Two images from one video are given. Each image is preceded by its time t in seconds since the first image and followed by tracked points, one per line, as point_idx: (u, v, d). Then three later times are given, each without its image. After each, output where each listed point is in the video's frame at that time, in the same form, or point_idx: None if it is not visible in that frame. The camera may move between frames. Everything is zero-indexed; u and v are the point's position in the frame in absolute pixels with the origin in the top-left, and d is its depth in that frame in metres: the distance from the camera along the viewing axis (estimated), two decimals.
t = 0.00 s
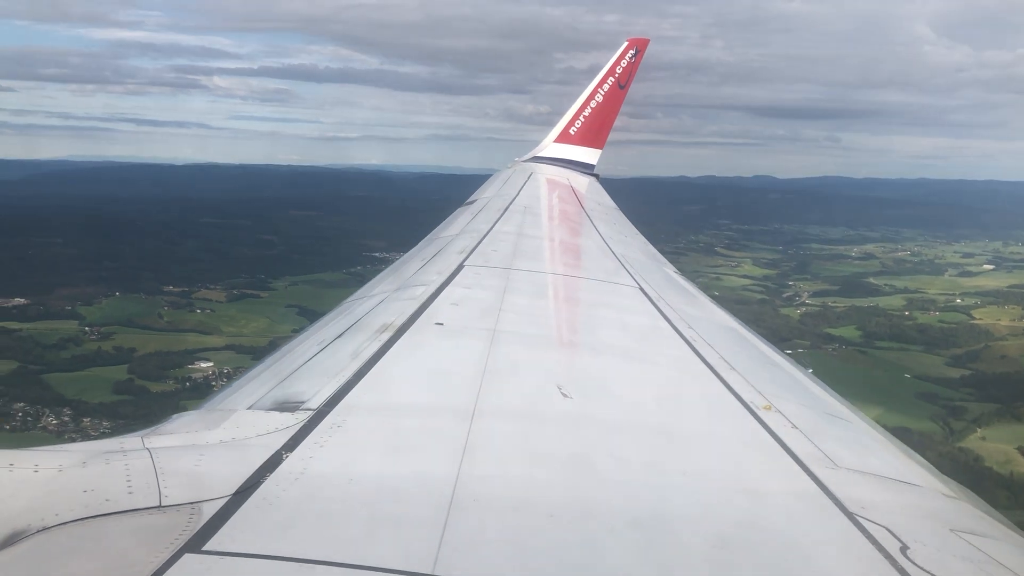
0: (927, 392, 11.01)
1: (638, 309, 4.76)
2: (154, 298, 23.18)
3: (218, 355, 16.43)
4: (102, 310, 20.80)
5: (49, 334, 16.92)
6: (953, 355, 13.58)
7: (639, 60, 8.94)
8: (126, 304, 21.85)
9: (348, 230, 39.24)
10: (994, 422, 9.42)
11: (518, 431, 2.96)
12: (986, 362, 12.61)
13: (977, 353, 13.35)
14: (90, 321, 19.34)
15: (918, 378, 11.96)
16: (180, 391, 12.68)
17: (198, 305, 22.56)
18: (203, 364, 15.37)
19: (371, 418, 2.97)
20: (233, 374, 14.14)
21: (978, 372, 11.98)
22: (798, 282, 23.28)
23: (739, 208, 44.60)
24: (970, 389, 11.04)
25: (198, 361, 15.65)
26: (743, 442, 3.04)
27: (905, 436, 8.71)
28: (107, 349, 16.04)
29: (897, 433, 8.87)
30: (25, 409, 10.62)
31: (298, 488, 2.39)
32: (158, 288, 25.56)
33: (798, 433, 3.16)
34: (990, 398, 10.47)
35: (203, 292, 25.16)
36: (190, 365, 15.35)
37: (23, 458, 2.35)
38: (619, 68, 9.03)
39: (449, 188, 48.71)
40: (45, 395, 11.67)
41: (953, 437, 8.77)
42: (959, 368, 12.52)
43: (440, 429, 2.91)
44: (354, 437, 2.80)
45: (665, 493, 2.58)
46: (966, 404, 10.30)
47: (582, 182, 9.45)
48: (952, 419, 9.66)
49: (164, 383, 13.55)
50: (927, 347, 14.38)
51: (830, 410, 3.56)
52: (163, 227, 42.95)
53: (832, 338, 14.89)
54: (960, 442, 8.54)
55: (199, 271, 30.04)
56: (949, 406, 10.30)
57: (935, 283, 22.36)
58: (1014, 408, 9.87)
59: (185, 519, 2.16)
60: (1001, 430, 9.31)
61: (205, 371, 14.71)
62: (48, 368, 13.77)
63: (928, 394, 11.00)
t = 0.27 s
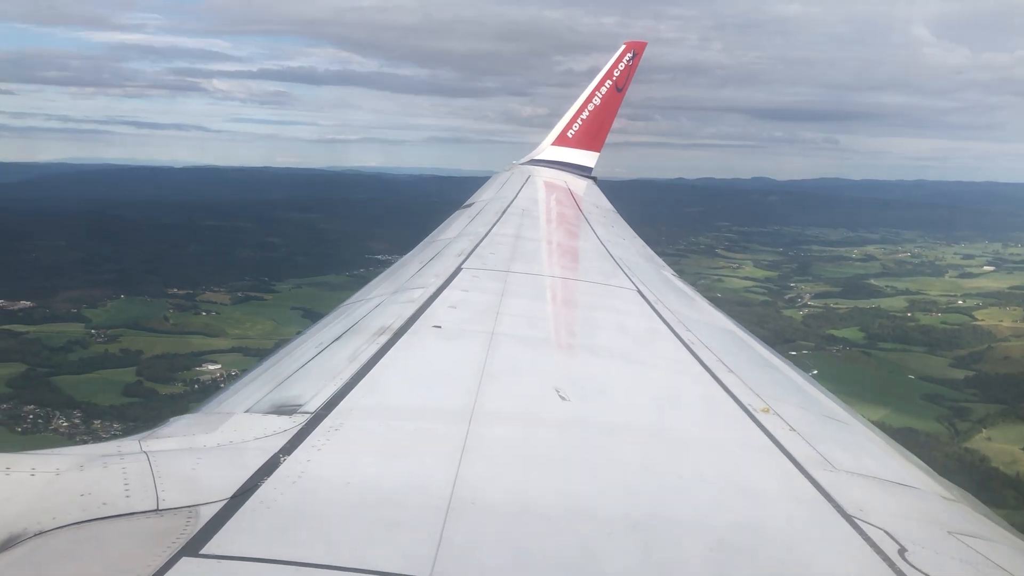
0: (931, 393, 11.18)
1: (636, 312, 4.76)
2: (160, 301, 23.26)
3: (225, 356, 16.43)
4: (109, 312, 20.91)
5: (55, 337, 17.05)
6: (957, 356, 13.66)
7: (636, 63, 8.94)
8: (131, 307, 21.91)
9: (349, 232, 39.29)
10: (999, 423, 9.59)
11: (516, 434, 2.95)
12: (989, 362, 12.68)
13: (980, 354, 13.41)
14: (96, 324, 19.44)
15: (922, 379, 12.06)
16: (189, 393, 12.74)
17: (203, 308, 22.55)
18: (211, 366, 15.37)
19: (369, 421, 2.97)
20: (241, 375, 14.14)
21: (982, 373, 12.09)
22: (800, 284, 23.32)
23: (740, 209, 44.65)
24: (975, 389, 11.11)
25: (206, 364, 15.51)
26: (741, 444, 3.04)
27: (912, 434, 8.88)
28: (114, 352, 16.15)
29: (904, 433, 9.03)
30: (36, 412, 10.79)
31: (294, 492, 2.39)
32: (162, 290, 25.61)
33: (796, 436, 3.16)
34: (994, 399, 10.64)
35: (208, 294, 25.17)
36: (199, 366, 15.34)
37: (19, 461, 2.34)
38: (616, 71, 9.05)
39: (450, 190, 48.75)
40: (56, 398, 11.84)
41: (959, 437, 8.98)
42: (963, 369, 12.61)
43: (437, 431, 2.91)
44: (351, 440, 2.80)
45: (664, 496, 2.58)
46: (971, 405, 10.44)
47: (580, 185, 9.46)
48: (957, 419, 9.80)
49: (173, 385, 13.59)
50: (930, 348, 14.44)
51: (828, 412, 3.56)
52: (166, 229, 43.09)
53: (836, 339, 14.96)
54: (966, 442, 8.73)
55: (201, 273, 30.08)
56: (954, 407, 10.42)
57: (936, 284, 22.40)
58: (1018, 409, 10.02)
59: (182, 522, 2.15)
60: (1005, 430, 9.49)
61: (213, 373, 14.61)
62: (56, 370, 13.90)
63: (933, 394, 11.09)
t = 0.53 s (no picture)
0: (937, 394, 11.26)
1: (636, 314, 4.76)
2: (166, 304, 23.37)
3: (234, 359, 16.47)
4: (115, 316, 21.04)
5: (63, 340, 17.19)
6: (961, 357, 13.70)
7: (635, 66, 8.96)
8: (138, 309, 22.02)
9: (352, 235, 39.39)
10: (1005, 424, 9.66)
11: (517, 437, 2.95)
12: (994, 364, 12.71)
13: (984, 355, 13.43)
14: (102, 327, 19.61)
15: (928, 381, 12.14)
16: (198, 395, 12.86)
17: (209, 311, 22.58)
18: (220, 368, 15.40)
19: (368, 424, 2.96)
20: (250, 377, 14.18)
21: (987, 374, 12.13)
22: (803, 286, 23.35)
23: (742, 212, 44.75)
24: (980, 391, 11.16)
25: (214, 368, 15.49)
26: (740, 447, 3.03)
27: (920, 435, 9.02)
28: (122, 356, 16.30)
29: (911, 434, 9.16)
30: (47, 416, 10.97)
31: (293, 495, 2.39)
32: (167, 293, 25.70)
33: (796, 438, 3.15)
34: (999, 400, 10.71)
35: (213, 297, 25.22)
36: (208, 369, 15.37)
37: (18, 465, 2.34)
38: (615, 74, 9.06)
39: (452, 192, 48.83)
40: (68, 402, 12.03)
41: (965, 438, 9.06)
42: (969, 370, 12.64)
43: (436, 435, 2.91)
44: (351, 443, 2.80)
45: (664, 498, 2.58)
46: (977, 406, 10.50)
47: (579, 188, 9.47)
48: (963, 420, 9.92)
49: (183, 388, 13.70)
50: (934, 350, 14.46)
51: (828, 415, 3.56)
52: (170, 232, 43.29)
53: (841, 341, 15.02)
54: (973, 443, 8.82)
55: (205, 277, 30.15)
56: (960, 408, 10.53)
57: (938, 286, 22.40)
58: None
59: (181, 526, 2.15)
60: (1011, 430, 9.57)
61: (223, 377, 14.55)
62: (65, 374, 14.05)
63: (940, 396, 11.17)
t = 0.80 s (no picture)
0: (946, 395, 11.28)
1: (637, 317, 4.77)
2: (175, 307, 23.45)
3: (244, 361, 16.53)
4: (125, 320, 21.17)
5: (74, 343, 17.33)
6: (968, 358, 13.70)
7: (636, 68, 8.98)
8: (146, 312, 22.15)
9: (356, 237, 39.45)
10: (1014, 424, 9.68)
11: (518, 439, 2.95)
12: (1000, 365, 12.72)
13: (991, 356, 13.43)
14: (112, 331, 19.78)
15: (935, 382, 12.16)
16: (210, 397, 12.96)
17: (217, 313, 22.63)
18: (231, 371, 15.46)
19: (370, 426, 2.97)
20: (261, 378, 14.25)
21: (994, 375, 12.13)
22: (807, 288, 23.38)
23: (745, 214, 44.76)
24: (988, 392, 11.18)
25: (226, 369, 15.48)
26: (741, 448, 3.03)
27: (929, 436, 9.07)
28: (133, 358, 16.40)
29: (921, 434, 9.21)
30: (62, 418, 11.09)
31: (296, 497, 2.39)
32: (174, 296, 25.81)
33: (797, 440, 3.16)
34: (1007, 401, 10.73)
35: (221, 299, 25.26)
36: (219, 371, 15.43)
37: (21, 467, 2.35)
38: (615, 77, 9.07)
39: (456, 195, 48.93)
40: (82, 404, 12.15)
41: (974, 439, 9.10)
42: (976, 371, 12.64)
43: (436, 437, 2.91)
44: (352, 444, 2.80)
45: (666, 501, 2.58)
46: (985, 407, 10.52)
47: (580, 190, 9.47)
48: (972, 421, 9.94)
49: (196, 390, 13.80)
50: (940, 351, 14.45)
51: (829, 416, 3.55)
52: (176, 235, 43.46)
53: (848, 343, 15.02)
54: (982, 445, 8.85)
55: (210, 279, 30.25)
56: (969, 409, 10.55)
57: (943, 287, 22.40)
58: None
59: (183, 528, 2.15)
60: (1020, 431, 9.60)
61: (234, 379, 14.52)
62: (77, 376, 14.17)
63: (948, 397, 11.20)
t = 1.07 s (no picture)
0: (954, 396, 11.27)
1: (638, 318, 4.77)
2: (184, 308, 23.52)
3: (254, 361, 16.57)
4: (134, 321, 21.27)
5: (84, 345, 17.44)
6: (976, 359, 13.68)
7: (636, 71, 8.99)
8: (155, 313, 22.25)
9: (360, 239, 39.52)
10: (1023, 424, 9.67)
11: (520, 440, 2.95)
12: (1008, 365, 12.70)
13: (998, 357, 13.41)
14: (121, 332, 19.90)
15: (943, 383, 12.15)
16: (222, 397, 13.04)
17: (226, 314, 22.65)
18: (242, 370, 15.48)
19: (372, 428, 2.97)
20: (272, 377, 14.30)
21: (1002, 376, 12.12)
22: (812, 289, 23.39)
23: (749, 215, 44.75)
24: (996, 393, 11.17)
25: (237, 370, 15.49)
26: (743, 450, 3.03)
27: (939, 437, 9.07)
28: (144, 359, 16.48)
29: (932, 435, 9.24)
30: (76, 419, 11.19)
31: (297, 499, 2.39)
32: (181, 297, 25.92)
33: (799, 441, 3.15)
34: (1016, 401, 10.71)
35: (229, 300, 25.33)
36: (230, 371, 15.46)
37: (24, 469, 2.35)
38: (616, 79, 9.09)
39: (460, 196, 48.99)
40: (95, 405, 12.25)
41: (984, 440, 9.09)
42: (983, 372, 12.64)
43: (438, 439, 2.91)
44: (354, 446, 2.81)
45: (668, 503, 2.57)
46: (994, 408, 10.52)
47: (581, 192, 9.48)
48: (981, 422, 9.94)
49: (207, 390, 13.86)
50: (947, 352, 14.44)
51: (831, 418, 3.55)
52: (182, 236, 43.60)
53: (855, 344, 15.03)
54: (992, 445, 8.86)
55: (216, 280, 30.33)
56: (978, 409, 10.54)
57: (948, 288, 22.38)
58: None
59: (184, 531, 2.16)
60: None
61: (245, 379, 14.55)
62: (90, 378, 14.27)
63: (956, 398, 11.19)
